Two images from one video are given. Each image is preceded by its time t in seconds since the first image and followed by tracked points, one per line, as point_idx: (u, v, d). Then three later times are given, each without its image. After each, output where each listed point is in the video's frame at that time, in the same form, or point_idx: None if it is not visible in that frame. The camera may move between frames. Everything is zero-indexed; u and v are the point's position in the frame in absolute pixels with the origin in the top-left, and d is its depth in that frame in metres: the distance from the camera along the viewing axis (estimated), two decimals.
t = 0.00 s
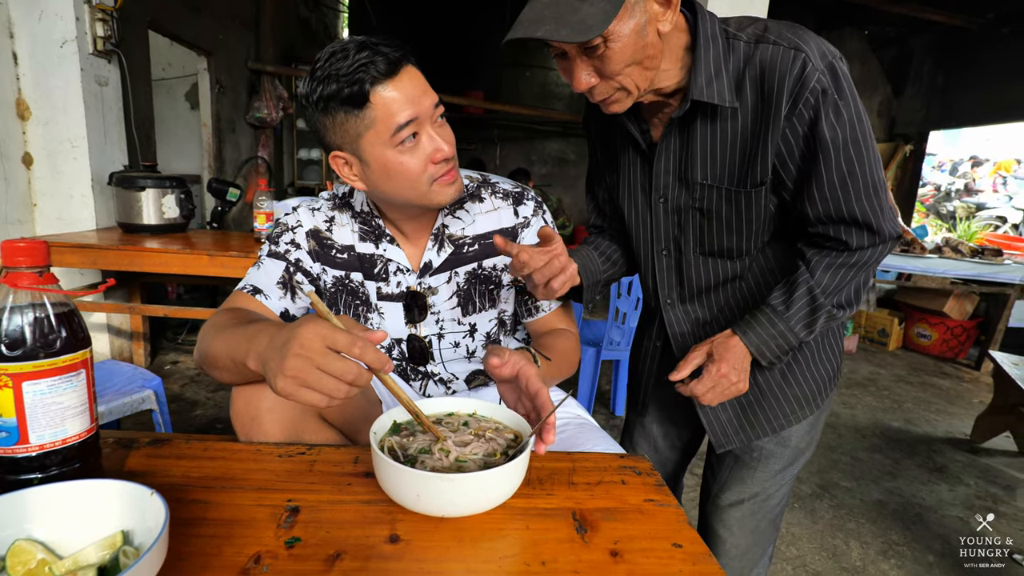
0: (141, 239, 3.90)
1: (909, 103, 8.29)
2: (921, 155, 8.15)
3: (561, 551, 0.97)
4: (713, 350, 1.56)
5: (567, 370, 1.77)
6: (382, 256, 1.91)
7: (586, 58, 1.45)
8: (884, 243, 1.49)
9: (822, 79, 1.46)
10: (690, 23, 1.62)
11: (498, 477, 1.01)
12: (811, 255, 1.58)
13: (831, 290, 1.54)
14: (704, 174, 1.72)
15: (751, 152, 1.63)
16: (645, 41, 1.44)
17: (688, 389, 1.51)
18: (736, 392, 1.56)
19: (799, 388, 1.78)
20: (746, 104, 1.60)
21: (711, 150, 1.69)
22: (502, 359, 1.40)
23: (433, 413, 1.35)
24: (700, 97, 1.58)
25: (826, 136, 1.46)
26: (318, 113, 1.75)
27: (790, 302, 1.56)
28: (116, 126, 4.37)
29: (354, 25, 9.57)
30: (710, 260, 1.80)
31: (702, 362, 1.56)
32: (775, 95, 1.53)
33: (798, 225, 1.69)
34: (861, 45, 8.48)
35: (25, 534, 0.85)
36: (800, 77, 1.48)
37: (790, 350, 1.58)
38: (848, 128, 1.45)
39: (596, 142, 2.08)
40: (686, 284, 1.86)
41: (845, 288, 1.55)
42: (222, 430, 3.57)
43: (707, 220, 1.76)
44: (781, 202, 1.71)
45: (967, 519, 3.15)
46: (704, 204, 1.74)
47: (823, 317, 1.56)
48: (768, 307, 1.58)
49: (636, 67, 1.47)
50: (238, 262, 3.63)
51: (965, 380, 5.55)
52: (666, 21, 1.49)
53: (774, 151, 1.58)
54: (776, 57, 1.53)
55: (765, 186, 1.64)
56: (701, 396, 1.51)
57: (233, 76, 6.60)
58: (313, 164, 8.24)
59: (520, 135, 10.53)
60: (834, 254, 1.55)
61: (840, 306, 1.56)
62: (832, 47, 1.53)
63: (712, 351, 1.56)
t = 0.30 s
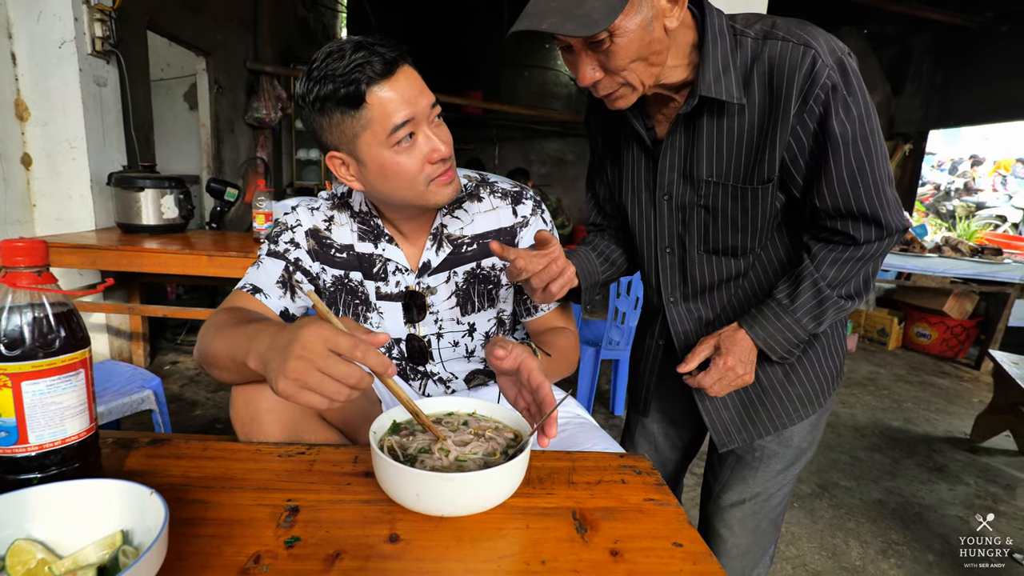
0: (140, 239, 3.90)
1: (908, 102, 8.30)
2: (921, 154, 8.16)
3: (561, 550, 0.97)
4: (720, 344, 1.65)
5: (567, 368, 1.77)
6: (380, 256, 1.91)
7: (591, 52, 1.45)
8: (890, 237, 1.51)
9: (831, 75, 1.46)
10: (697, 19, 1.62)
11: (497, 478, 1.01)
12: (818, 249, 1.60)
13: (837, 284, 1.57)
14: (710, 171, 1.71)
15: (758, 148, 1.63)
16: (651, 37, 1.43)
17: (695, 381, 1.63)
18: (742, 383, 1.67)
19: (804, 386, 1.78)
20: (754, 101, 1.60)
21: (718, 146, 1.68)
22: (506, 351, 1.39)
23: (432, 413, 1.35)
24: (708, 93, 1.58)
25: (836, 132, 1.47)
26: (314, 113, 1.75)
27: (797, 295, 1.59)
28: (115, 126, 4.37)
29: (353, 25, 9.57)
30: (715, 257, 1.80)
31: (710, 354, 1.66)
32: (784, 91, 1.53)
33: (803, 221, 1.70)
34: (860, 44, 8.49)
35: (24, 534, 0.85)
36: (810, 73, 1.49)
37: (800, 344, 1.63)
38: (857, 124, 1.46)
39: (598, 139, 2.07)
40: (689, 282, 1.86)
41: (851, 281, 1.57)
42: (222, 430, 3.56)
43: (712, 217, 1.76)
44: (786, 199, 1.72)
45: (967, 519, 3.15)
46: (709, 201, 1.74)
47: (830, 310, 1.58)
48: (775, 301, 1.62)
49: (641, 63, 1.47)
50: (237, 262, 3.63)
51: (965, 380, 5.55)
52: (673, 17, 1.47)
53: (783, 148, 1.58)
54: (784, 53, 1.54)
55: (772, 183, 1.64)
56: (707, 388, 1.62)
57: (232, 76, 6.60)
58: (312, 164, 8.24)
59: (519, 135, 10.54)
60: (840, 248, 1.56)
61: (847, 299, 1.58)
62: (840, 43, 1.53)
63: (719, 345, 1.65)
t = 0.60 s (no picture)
0: (139, 237, 3.90)
1: (907, 99, 8.30)
2: (920, 150, 8.15)
3: (561, 547, 0.97)
4: (723, 340, 1.64)
5: (566, 366, 1.77)
6: (379, 253, 1.91)
7: (593, 47, 1.45)
8: (894, 232, 1.51)
9: (837, 70, 1.46)
10: (702, 14, 1.61)
11: (495, 474, 1.01)
12: (821, 248, 1.59)
13: (841, 279, 1.57)
14: (714, 167, 1.71)
15: (762, 144, 1.63)
16: (654, 33, 1.43)
17: (699, 377, 1.64)
18: (746, 379, 1.67)
19: (806, 383, 1.78)
20: (758, 96, 1.60)
21: (721, 141, 1.68)
22: (506, 345, 1.40)
23: (431, 410, 1.35)
24: (713, 88, 1.57)
25: (841, 126, 1.47)
26: (313, 110, 1.75)
27: (799, 292, 1.60)
28: (113, 125, 4.36)
29: (351, 23, 9.55)
30: (717, 253, 1.80)
31: (713, 350, 1.66)
32: (790, 86, 1.53)
33: (807, 217, 1.70)
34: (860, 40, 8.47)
35: (22, 532, 0.85)
36: (815, 68, 1.49)
37: (804, 339, 1.63)
38: (862, 118, 1.46)
39: (601, 135, 2.07)
40: (692, 278, 1.86)
41: (855, 276, 1.57)
42: (222, 429, 3.56)
43: (715, 213, 1.76)
44: (789, 194, 1.72)
45: (966, 516, 3.15)
46: (713, 197, 1.74)
47: (832, 305, 1.59)
48: (778, 297, 1.62)
49: (643, 58, 1.46)
50: (236, 261, 3.62)
51: (964, 376, 5.56)
52: (676, 13, 1.47)
53: (788, 142, 1.58)
54: (789, 48, 1.53)
55: (776, 178, 1.64)
56: (711, 383, 1.62)
57: (230, 75, 6.59)
58: (311, 162, 8.21)
59: (518, 133, 10.53)
60: (843, 244, 1.57)
61: (850, 293, 1.59)
62: (845, 38, 1.53)
63: (723, 341, 1.64)
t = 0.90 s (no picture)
0: (140, 238, 3.91)
1: (908, 97, 8.29)
2: (920, 149, 8.14)
3: (562, 548, 0.97)
4: (729, 341, 1.64)
5: (568, 365, 1.77)
6: (380, 254, 1.91)
7: (591, 51, 1.44)
8: (898, 232, 1.51)
9: (841, 70, 1.46)
10: (705, 14, 1.60)
11: (497, 475, 1.01)
12: (826, 248, 1.59)
13: (846, 279, 1.57)
14: (717, 167, 1.71)
15: (767, 144, 1.63)
16: (651, 37, 1.42)
17: (704, 378, 1.62)
18: (751, 380, 1.66)
19: (810, 383, 1.78)
20: (762, 96, 1.60)
21: (725, 142, 1.68)
22: (510, 344, 1.40)
23: (432, 410, 1.35)
24: (717, 88, 1.57)
25: (846, 127, 1.47)
26: (314, 111, 1.75)
27: (804, 292, 1.60)
28: (114, 126, 4.37)
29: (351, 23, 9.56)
30: (721, 254, 1.80)
31: (719, 351, 1.65)
32: (794, 86, 1.53)
33: (811, 217, 1.70)
34: (860, 39, 8.47)
35: (25, 533, 0.85)
36: (819, 68, 1.48)
37: (810, 340, 1.63)
38: (867, 119, 1.46)
39: (604, 135, 2.07)
40: (695, 278, 1.86)
41: (860, 276, 1.57)
42: (222, 429, 3.57)
43: (719, 214, 1.76)
44: (793, 195, 1.72)
45: (968, 516, 3.14)
46: (716, 197, 1.74)
47: (837, 305, 1.59)
48: (783, 298, 1.63)
49: (641, 62, 1.46)
50: (236, 261, 3.63)
51: (966, 375, 5.55)
52: (674, 17, 1.45)
53: (792, 143, 1.58)
54: (793, 48, 1.53)
55: (780, 179, 1.64)
56: (717, 385, 1.62)
57: (230, 75, 6.59)
58: (311, 162, 8.21)
59: (518, 132, 10.53)
60: (848, 244, 1.57)
61: (855, 294, 1.59)
62: (849, 38, 1.53)
63: (728, 342, 1.64)
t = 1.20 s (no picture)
0: (143, 239, 3.92)
1: (910, 98, 8.27)
2: (923, 150, 8.13)
3: (565, 548, 0.97)
4: (734, 346, 1.66)
5: (570, 368, 1.79)
6: (383, 254, 1.91)
7: (582, 65, 1.47)
8: (905, 235, 1.51)
9: (846, 73, 1.46)
10: (709, 17, 1.60)
11: (500, 477, 1.01)
12: (831, 251, 1.60)
13: (851, 283, 1.57)
14: (721, 171, 1.71)
15: (771, 147, 1.63)
16: (643, 54, 1.43)
17: (709, 382, 1.65)
18: (757, 384, 1.68)
19: (814, 385, 1.78)
20: (766, 99, 1.59)
21: (729, 145, 1.68)
22: (514, 348, 1.43)
23: (435, 411, 1.35)
24: (721, 92, 1.57)
25: (851, 131, 1.47)
26: (318, 112, 1.76)
27: (809, 296, 1.60)
28: (117, 127, 4.38)
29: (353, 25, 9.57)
30: (725, 257, 1.80)
31: (724, 357, 1.68)
32: (799, 90, 1.53)
33: (815, 220, 1.70)
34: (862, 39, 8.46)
35: (31, 533, 0.86)
36: (824, 72, 1.48)
37: (816, 343, 1.64)
38: (872, 122, 1.46)
39: (607, 137, 2.07)
40: (699, 281, 1.86)
41: (865, 279, 1.57)
42: (225, 430, 3.58)
43: (723, 217, 1.76)
44: (798, 197, 1.72)
45: (970, 518, 3.13)
46: (720, 201, 1.74)
47: (842, 308, 1.59)
48: (788, 302, 1.63)
49: (633, 76, 1.47)
50: (239, 263, 3.63)
51: (969, 376, 5.54)
52: (666, 33, 1.43)
53: (797, 147, 1.58)
54: (798, 51, 1.53)
55: (784, 182, 1.64)
56: (722, 390, 1.64)
57: (233, 76, 6.61)
58: (313, 164, 8.23)
59: (520, 134, 10.54)
60: (853, 247, 1.57)
61: (861, 296, 1.59)
62: (854, 41, 1.53)
63: (733, 348, 1.66)
